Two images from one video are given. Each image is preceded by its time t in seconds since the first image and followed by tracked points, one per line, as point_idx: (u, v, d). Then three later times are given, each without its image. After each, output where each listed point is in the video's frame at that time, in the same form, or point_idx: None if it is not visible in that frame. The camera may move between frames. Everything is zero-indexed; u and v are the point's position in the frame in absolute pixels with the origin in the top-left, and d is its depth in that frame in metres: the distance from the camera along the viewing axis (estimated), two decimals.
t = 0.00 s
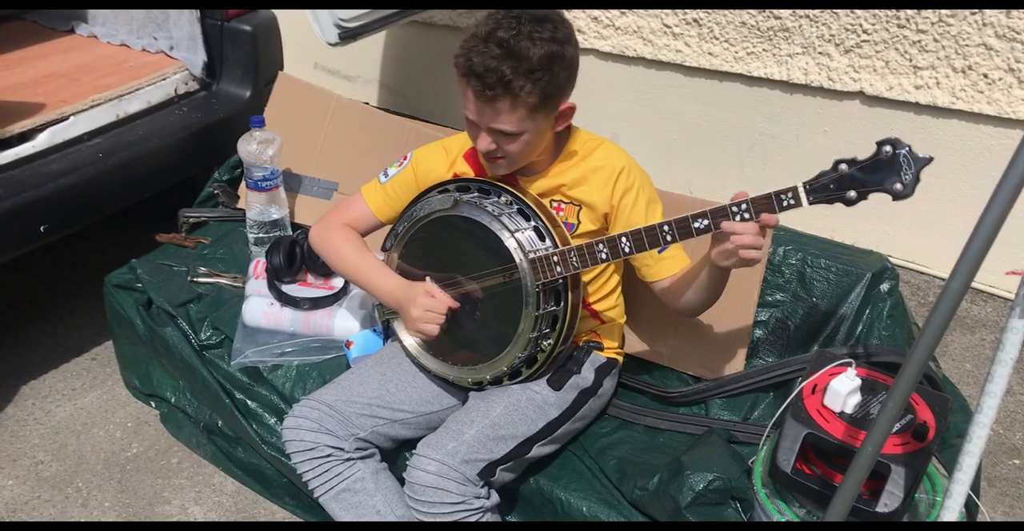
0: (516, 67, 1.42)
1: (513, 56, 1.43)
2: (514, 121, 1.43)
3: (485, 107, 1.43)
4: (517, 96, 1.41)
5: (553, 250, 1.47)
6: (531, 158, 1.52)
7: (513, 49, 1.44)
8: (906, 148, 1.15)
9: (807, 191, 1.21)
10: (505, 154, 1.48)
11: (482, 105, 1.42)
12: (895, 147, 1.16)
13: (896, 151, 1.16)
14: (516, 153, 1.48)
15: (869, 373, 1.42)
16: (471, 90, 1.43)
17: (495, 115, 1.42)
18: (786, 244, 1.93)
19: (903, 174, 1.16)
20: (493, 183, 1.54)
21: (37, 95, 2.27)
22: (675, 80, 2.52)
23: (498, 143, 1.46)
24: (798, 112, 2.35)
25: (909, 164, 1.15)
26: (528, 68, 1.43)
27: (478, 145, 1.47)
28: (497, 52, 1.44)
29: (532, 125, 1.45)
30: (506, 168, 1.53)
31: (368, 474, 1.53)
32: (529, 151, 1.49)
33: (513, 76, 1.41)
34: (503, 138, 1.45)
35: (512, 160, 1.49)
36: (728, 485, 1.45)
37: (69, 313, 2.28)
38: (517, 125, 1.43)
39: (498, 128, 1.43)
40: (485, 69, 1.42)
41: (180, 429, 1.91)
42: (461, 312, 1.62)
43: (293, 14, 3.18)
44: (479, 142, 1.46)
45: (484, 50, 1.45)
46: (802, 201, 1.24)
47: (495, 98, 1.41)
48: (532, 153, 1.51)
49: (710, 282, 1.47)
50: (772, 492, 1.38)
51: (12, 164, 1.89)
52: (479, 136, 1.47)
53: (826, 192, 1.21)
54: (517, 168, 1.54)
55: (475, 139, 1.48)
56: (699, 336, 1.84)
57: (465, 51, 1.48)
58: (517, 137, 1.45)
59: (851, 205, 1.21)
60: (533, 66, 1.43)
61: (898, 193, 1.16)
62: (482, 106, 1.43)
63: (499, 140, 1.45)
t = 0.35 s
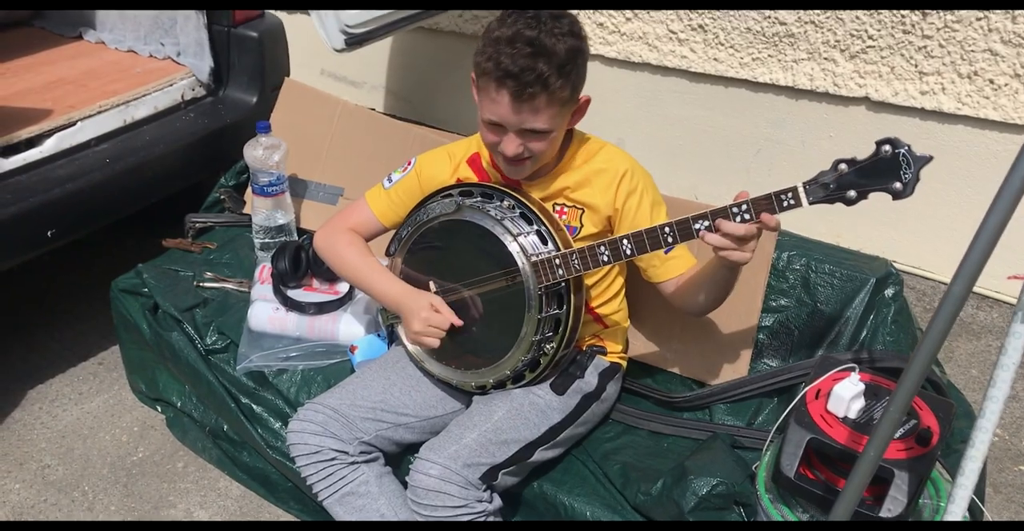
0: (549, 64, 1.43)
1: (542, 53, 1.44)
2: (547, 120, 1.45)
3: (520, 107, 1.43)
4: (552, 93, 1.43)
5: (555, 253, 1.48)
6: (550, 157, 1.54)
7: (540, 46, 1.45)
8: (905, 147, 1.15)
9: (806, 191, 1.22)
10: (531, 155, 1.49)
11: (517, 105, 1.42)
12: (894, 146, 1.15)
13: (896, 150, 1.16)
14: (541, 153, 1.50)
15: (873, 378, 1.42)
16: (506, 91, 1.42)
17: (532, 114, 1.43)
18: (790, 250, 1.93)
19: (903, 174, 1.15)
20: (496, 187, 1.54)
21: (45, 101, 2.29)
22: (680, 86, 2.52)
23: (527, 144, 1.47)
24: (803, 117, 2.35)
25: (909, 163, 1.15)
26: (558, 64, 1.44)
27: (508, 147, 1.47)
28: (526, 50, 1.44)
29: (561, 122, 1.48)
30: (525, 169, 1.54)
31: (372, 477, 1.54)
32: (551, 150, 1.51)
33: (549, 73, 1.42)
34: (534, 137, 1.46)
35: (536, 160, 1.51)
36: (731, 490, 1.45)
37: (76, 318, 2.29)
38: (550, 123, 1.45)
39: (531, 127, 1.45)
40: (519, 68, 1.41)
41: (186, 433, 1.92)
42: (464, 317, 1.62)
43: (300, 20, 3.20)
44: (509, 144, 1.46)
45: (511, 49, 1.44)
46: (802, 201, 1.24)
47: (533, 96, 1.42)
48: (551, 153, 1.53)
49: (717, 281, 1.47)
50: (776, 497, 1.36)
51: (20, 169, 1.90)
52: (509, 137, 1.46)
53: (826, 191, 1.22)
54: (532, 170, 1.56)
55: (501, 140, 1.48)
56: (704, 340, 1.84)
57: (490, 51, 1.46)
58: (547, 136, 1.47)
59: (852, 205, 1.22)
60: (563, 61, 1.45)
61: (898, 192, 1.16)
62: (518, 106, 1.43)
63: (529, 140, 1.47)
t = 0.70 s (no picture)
0: (562, 59, 1.44)
1: (555, 49, 1.45)
2: (558, 116, 1.45)
3: (534, 102, 1.43)
4: (565, 88, 1.44)
5: (558, 257, 1.48)
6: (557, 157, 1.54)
7: (552, 42, 1.46)
8: (909, 152, 1.16)
9: (812, 194, 1.21)
10: (540, 153, 1.49)
11: (531, 100, 1.42)
12: (898, 151, 1.16)
13: (900, 156, 1.17)
14: (550, 151, 1.49)
15: (874, 383, 1.42)
16: (520, 86, 1.41)
17: (546, 108, 1.43)
18: (791, 254, 1.93)
19: (908, 178, 1.16)
20: (499, 191, 1.53)
21: (47, 104, 2.29)
22: (681, 91, 2.52)
23: (538, 141, 1.47)
24: (805, 122, 2.35)
25: (913, 167, 1.16)
26: (571, 59, 1.45)
27: (520, 145, 1.46)
28: (539, 46, 1.44)
29: (571, 119, 1.48)
30: (531, 170, 1.53)
31: (372, 481, 1.53)
32: (559, 149, 1.51)
33: (563, 67, 1.43)
34: (546, 133, 1.46)
35: (545, 158, 1.50)
36: (731, 495, 1.44)
37: (76, 321, 2.29)
38: (561, 119, 1.46)
39: (543, 123, 1.44)
40: (533, 63, 1.41)
41: (186, 436, 1.92)
42: (465, 320, 1.62)
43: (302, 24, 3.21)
44: (520, 142, 1.46)
45: (524, 45, 1.45)
46: (807, 205, 1.24)
47: (547, 90, 1.42)
48: (558, 154, 1.53)
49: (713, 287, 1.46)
50: (776, 502, 1.36)
51: (21, 172, 1.91)
52: (520, 134, 1.46)
53: (831, 195, 1.21)
54: (534, 172, 1.55)
55: (512, 137, 1.47)
56: (705, 345, 1.84)
57: (502, 48, 1.46)
58: (558, 133, 1.47)
59: (856, 210, 1.21)
60: (574, 57, 1.46)
61: (903, 197, 1.17)
62: (531, 101, 1.42)
63: (540, 137, 1.46)
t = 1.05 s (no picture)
0: (559, 60, 1.44)
1: (552, 49, 1.45)
2: (555, 116, 1.45)
3: (531, 103, 1.43)
4: (561, 89, 1.44)
5: (550, 261, 1.48)
6: (553, 159, 1.54)
7: (550, 43, 1.46)
8: (898, 152, 1.16)
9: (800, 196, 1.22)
10: (537, 154, 1.49)
11: (528, 100, 1.42)
12: (887, 151, 1.16)
13: (889, 154, 1.16)
14: (546, 153, 1.49)
15: (869, 389, 1.41)
16: (517, 86, 1.42)
17: (542, 109, 1.43)
18: (787, 260, 1.94)
19: (897, 178, 1.16)
20: (492, 196, 1.54)
21: (43, 108, 2.29)
22: (678, 96, 2.53)
23: (534, 142, 1.47)
24: (801, 128, 2.35)
25: (901, 167, 1.15)
26: (568, 60, 1.45)
27: (516, 145, 1.46)
28: (536, 46, 1.44)
29: (567, 120, 1.48)
30: (527, 171, 1.53)
31: (367, 487, 1.53)
32: (555, 151, 1.51)
33: (560, 68, 1.43)
34: (542, 134, 1.46)
35: (541, 160, 1.50)
36: (726, 501, 1.44)
37: (72, 325, 2.28)
38: (557, 120, 1.46)
39: (539, 124, 1.44)
40: (530, 63, 1.42)
41: (181, 441, 1.91)
42: (460, 325, 1.62)
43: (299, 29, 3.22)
44: (516, 142, 1.46)
45: (521, 46, 1.45)
46: (795, 206, 1.24)
47: (544, 91, 1.42)
48: (553, 156, 1.53)
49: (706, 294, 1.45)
50: (771, 508, 1.36)
51: (16, 176, 1.90)
52: (517, 135, 1.46)
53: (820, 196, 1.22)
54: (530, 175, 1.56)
55: (508, 138, 1.47)
56: (700, 350, 1.83)
57: (499, 48, 1.46)
58: (554, 134, 1.47)
59: (845, 210, 1.21)
60: (571, 58, 1.46)
61: (891, 196, 1.17)
62: (528, 102, 1.42)
63: (536, 138, 1.46)
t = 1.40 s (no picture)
0: (528, 67, 1.43)
1: (522, 56, 1.44)
2: (525, 122, 1.44)
3: (498, 108, 1.42)
4: (530, 95, 1.43)
5: (539, 266, 1.47)
6: (530, 166, 1.53)
7: (520, 49, 1.45)
8: (886, 156, 1.16)
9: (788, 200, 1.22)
10: (510, 160, 1.48)
11: (495, 106, 1.42)
12: (875, 155, 1.16)
13: (877, 159, 1.16)
14: (521, 159, 1.49)
15: (857, 393, 1.42)
16: (484, 91, 1.42)
17: (510, 115, 1.43)
18: (776, 264, 1.94)
19: (885, 183, 1.16)
20: (480, 201, 1.54)
21: (31, 114, 2.28)
22: (669, 100, 2.53)
23: (506, 148, 1.46)
24: (792, 131, 2.36)
25: (889, 172, 1.16)
26: (538, 67, 1.44)
27: (487, 150, 1.46)
28: (506, 52, 1.44)
29: (540, 127, 1.47)
30: (506, 177, 1.53)
31: (355, 493, 1.51)
32: (532, 157, 1.50)
33: (527, 75, 1.42)
34: (512, 140, 1.45)
35: (515, 166, 1.50)
36: (715, 505, 1.43)
37: (61, 331, 2.27)
38: (528, 126, 1.45)
39: (508, 130, 1.44)
40: (497, 69, 1.42)
41: (170, 447, 1.90)
42: (449, 330, 1.61)
43: (290, 33, 3.21)
44: (488, 147, 1.46)
45: (492, 52, 1.45)
46: (784, 210, 1.24)
47: (511, 97, 1.42)
48: (531, 162, 1.52)
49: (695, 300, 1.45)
50: (760, 513, 1.34)
51: (5, 182, 1.88)
52: (488, 140, 1.46)
53: (808, 200, 1.22)
54: (512, 179, 1.55)
55: (481, 143, 1.47)
56: (689, 354, 1.83)
57: (470, 55, 1.47)
58: (525, 140, 1.46)
59: (833, 215, 1.21)
60: (542, 65, 1.45)
61: (879, 201, 1.17)
62: (495, 107, 1.42)
63: (508, 144, 1.46)
